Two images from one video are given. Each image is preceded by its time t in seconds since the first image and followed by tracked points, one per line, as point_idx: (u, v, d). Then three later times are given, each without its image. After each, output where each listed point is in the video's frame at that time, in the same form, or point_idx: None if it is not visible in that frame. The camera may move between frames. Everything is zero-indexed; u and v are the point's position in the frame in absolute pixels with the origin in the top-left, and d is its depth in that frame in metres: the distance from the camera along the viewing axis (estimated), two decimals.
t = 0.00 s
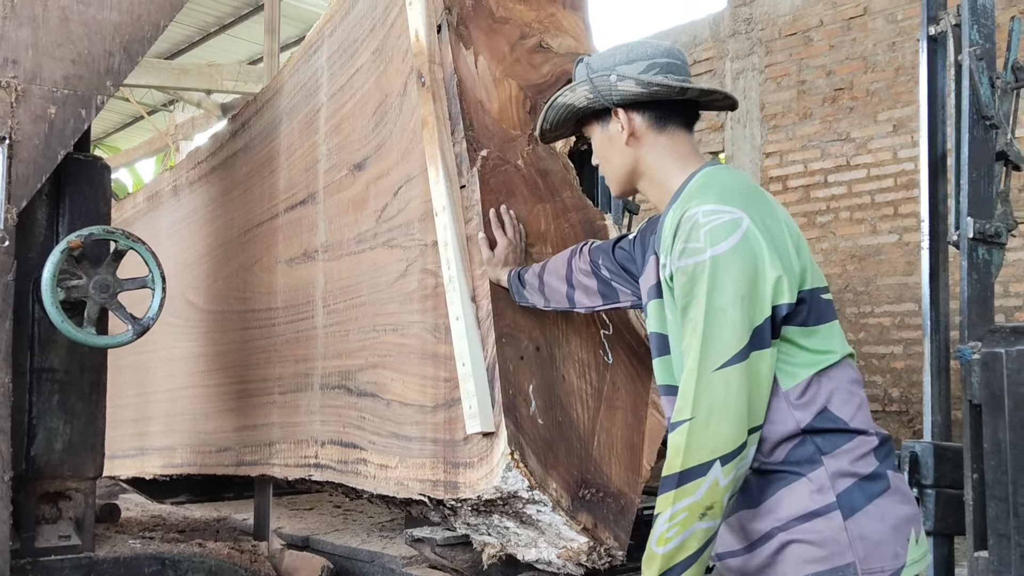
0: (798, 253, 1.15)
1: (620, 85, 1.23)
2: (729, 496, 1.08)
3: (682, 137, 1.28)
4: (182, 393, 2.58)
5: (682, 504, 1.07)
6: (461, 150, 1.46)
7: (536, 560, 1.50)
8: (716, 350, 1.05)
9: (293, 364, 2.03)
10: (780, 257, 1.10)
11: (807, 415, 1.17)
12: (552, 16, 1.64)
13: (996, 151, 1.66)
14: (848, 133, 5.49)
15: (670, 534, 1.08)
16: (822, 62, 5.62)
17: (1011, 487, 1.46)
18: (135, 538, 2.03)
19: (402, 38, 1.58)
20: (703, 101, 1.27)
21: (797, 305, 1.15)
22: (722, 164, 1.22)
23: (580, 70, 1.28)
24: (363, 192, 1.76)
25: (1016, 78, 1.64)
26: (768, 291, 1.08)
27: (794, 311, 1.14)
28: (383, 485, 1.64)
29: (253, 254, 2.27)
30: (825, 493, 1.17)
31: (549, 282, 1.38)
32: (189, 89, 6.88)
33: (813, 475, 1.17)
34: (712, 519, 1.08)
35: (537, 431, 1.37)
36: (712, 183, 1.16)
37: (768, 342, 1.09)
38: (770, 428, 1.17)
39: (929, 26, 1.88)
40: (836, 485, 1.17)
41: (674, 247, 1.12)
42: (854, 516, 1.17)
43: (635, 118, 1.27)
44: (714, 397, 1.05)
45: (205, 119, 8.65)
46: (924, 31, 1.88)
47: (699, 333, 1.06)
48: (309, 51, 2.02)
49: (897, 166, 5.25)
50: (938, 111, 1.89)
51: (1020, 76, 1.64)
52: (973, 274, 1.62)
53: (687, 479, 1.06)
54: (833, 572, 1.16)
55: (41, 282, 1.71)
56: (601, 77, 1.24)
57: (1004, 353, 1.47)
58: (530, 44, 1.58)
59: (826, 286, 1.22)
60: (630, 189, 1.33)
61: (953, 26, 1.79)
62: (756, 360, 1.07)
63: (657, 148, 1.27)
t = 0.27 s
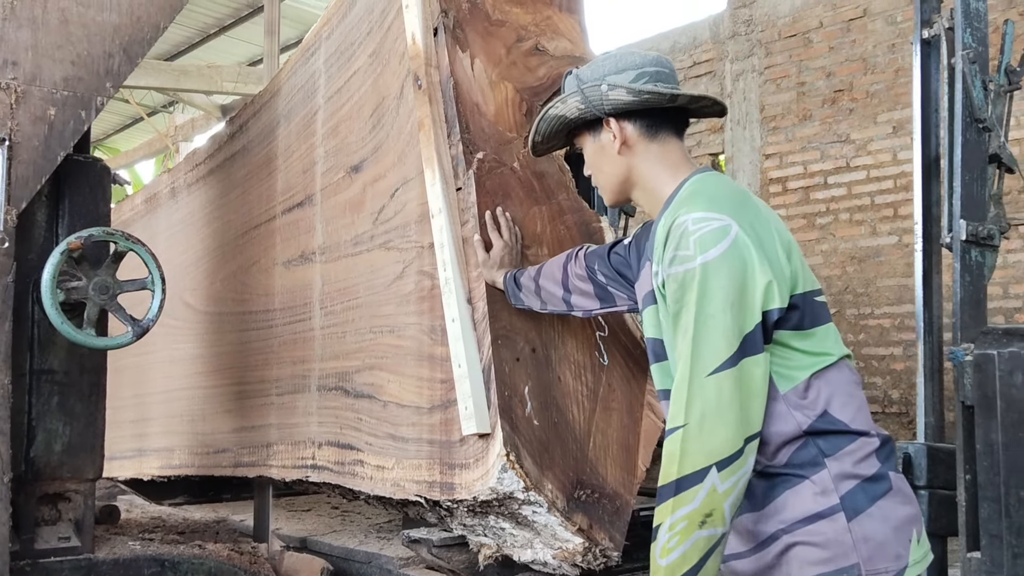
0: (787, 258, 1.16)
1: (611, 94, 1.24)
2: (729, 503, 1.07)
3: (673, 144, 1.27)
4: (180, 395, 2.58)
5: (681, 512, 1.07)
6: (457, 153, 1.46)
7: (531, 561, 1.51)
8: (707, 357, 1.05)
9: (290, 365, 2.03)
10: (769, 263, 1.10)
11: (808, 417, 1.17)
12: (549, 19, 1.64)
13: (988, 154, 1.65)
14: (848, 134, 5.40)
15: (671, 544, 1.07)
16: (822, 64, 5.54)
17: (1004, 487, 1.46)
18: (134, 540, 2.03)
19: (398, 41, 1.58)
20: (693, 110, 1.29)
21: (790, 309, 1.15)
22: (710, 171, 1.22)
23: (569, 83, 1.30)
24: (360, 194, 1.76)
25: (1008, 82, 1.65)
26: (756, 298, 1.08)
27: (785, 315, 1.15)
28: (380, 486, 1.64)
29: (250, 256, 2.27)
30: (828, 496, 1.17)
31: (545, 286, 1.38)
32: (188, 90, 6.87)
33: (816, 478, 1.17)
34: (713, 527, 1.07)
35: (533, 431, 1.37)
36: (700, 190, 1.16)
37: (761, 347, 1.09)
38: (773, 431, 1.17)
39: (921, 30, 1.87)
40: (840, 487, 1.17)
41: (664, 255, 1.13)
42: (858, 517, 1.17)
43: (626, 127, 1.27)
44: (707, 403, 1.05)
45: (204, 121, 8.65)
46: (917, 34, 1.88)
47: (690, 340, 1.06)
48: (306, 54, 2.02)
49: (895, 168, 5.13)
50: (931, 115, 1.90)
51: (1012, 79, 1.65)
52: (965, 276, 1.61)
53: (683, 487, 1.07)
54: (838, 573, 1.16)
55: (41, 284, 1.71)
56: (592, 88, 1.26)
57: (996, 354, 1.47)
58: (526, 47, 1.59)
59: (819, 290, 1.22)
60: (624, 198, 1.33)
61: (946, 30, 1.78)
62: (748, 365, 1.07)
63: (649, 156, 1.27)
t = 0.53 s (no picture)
0: (786, 262, 1.16)
1: (605, 102, 1.24)
2: (746, 509, 1.06)
3: (667, 151, 1.28)
4: (178, 396, 2.58)
5: (699, 521, 1.06)
6: (453, 155, 1.46)
7: (527, 562, 1.51)
8: (711, 362, 1.05)
9: (287, 367, 2.04)
10: (768, 267, 1.11)
11: (808, 420, 1.17)
12: (545, 22, 1.64)
13: (980, 157, 1.65)
14: (847, 137, 5.10)
15: (691, 554, 1.06)
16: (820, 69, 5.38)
17: (997, 489, 1.46)
18: (134, 542, 2.03)
19: (395, 44, 1.59)
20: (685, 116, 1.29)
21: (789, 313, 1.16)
22: (706, 178, 1.23)
23: (563, 90, 1.30)
24: (357, 197, 1.76)
25: (1001, 85, 1.65)
26: (757, 302, 1.08)
27: (785, 319, 1.15)
28: (376, 488, 1.64)
29: (248, 259, 2.27)
30: (830, 498, 1.17)
31: (540, 290, 1.38)
32: (188, 92, 6.87)
33: (818, 480, 1.17)
34: (732, 534, 1.06)
35: (528, 433, 1.37)
36: (698, 197, 1.16)
37: (764, 350, 1.09)
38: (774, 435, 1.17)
39: (915, 33, 1.88)
40: (841, 489, 1.17)
41: (664, 262, 1.13)
42: (859, 519, 1.17)
43: (621, 134, 1.27)
44: (714, 408, 1.05)
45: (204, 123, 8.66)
46: (911, 38, 1.90)
47: (693, 346, 1.06)
48: (303, 57, 2.02)
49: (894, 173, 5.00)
50: (924, 119, 1.89)
51: (1005, 83, 1.65)
52: (958, 278, 1.62)
53: (700, 494, 1.06)
54: None
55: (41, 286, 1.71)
56: (586, 95, 1.26)
57: (988, 355, 1.47)
58: (522, 50, 1.59)
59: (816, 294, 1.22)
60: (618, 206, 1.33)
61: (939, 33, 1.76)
62: (753, 369, 1.07)
63: (643, 163, 1.27)
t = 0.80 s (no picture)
0: (782, 265, 1.16)
1: (601, 107, 1.25)
2: (742, 512, 1.07)
3: (661, 157, 1.28)
4: (177, 398, 2.59)
5: (695, 522, 1.06)
6: (450, 158, 1.46)
7: (524, 563, 1.50)
8: (710, 367, 1.05)
9: (286, 368, 2.04)
10: (765, 270, 1.11)
11: (805, 423, 1.17)
12: (542, 25, 1.64)
13: (974, 159, 1.64)
14: (848, 138, 5.10)
15: (686, 555, 1.07)
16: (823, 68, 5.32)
17: (990, 489, 1.45)
18: (135, 543, 2.04)
19: (392, 47, 1.59)
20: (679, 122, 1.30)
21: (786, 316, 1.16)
22: (702, 183, 1.23)
23: (560, 94, 1.30)
24: (354, 199, 1.77)
25: (995, 88, 1.64)
26: (755, 306, 1.08)
27: (783, 322, 1.15)
28: (374, 488, 1.64)
29: (246, 260, 2.27)
30: (827, 500, 1.17)
31: (536, 292, 1.39)
32: (189, 94, 6.87)
33: (815, 482, 1.17)
34: (727, 536, 1.07)
35: (525, 434, 1.37)
36: (695, 202, 1.16)
37: (762, 354, 1.09)
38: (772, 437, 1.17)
39: (909, 36, 1.86)
40: (838, 491, 1.17)
41: (662, 267, 1.13)
42: (856, 521, 1.17)
43: (616, 139, 1.28)
44: (712, 412, 1.05)
45: (205, 124, 8.67)
46: (904, 40, 1.87)
47: (692, 350, 1.06)
48: (301, 60, 2.03)
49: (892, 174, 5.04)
50: (918, 122, 1.87)
51: (999, 86, 1.63)
52: (952, 280, 1.61)
53: (697, 496, 1.06)
54: None
55: (42, 287, 1.71)
56: (582, 99, 1.26)
57: (980, 357, 1.47)
58: (519, 53, 1.59)
59: (811, 297, 1.22)
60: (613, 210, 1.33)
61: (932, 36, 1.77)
62: (750, 373, 1.07)
63: (638, 169, 1.28)
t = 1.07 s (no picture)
0: (778, 268, 1.16)
1: (598, 112, 1.25)
2: (728, 512, 1.07)
3: (658, 161, 1.28)
4: (178, 398, 2.59)
5: (682, 522, 1.07)
6: (449, 159, 1.46)
7: (522, 562, 1.51)
8: (703, 369, 1.05)
9: (286, 368, 2.04)
10: (761, 275, 1.11)
11: (802, 423, 1.17)
12: (540, 26, 1.64)
13: (970, 159, 1.65)
14: (850, 137, 5.09)
15: (672, 553, 1.08)
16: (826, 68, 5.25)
17: (986, 489, 1.46)
18: (138, 543, 2.04)
19: (391, 49, 1.59)
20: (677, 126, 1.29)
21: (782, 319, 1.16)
22: (697, 187, 1.23)
23: (558, 98, 1.30)
24: (353, 199, 1.77)
25: (990, 89, 1.64)
26: (749, 309, 1.08)
27: (779, 325, 1.15)
28: (373, 488, 1.64)
29: (246, 260, 2.28)
30: (824, 500, 1.17)
31: (535, 293, 1.39)
32: (192, 93, 6.88)
33: (812, 483, 1.17)
34: (713, 536, 1.07)
35: (523, 433, 1.38)
36: (690, 206, 1.16)
37: (755, 357, 1.09)
38: (769, 438, 1.17)
39: (904, 38, 1.87)
40: (835, 491, 1.17)
41: (658, 270, 1.13)
42: (852, 521, 1.17)
43: (613, 143, 1.28)
44: (704, 414, 1.05)
45: (208, 124, 8.68)
46: (900, 41, 1.88)
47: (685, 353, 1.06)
48: (301, 61, 2.03)
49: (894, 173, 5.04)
50: (914, 123, 1.88)
51: (994, 86, 1.64)
52: (947, 279, 1.60)
53: (684, 496, 1.07)
54: None
55: (45, 287, 1.72)
56: (579, 104, 1.26)
57: (976, 356, 1.47)
58: (517, 54, 1.58)
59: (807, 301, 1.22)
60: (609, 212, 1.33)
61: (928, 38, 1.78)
62: (743, 375, 1.08)
63: (635, 172, 1.28)
